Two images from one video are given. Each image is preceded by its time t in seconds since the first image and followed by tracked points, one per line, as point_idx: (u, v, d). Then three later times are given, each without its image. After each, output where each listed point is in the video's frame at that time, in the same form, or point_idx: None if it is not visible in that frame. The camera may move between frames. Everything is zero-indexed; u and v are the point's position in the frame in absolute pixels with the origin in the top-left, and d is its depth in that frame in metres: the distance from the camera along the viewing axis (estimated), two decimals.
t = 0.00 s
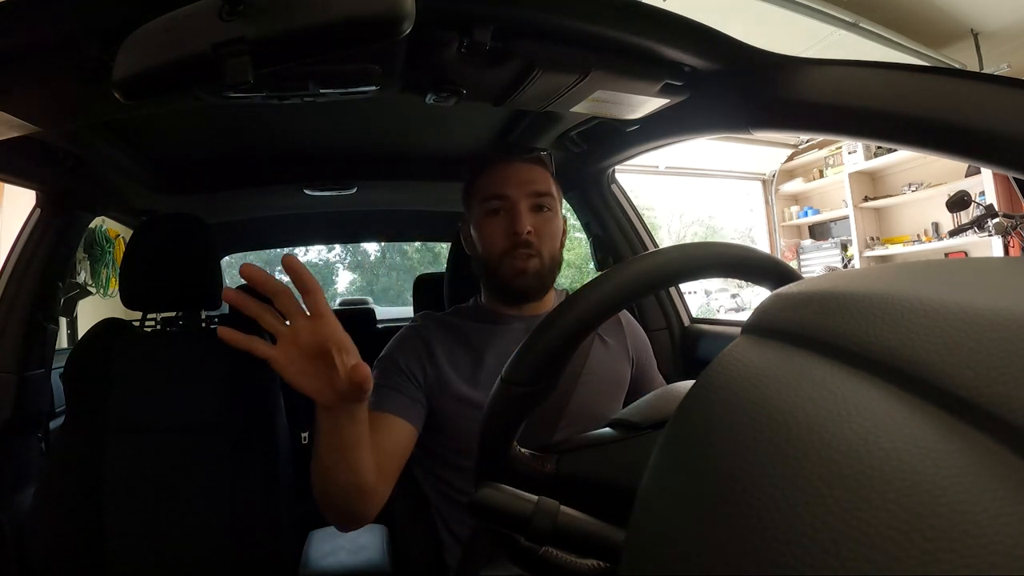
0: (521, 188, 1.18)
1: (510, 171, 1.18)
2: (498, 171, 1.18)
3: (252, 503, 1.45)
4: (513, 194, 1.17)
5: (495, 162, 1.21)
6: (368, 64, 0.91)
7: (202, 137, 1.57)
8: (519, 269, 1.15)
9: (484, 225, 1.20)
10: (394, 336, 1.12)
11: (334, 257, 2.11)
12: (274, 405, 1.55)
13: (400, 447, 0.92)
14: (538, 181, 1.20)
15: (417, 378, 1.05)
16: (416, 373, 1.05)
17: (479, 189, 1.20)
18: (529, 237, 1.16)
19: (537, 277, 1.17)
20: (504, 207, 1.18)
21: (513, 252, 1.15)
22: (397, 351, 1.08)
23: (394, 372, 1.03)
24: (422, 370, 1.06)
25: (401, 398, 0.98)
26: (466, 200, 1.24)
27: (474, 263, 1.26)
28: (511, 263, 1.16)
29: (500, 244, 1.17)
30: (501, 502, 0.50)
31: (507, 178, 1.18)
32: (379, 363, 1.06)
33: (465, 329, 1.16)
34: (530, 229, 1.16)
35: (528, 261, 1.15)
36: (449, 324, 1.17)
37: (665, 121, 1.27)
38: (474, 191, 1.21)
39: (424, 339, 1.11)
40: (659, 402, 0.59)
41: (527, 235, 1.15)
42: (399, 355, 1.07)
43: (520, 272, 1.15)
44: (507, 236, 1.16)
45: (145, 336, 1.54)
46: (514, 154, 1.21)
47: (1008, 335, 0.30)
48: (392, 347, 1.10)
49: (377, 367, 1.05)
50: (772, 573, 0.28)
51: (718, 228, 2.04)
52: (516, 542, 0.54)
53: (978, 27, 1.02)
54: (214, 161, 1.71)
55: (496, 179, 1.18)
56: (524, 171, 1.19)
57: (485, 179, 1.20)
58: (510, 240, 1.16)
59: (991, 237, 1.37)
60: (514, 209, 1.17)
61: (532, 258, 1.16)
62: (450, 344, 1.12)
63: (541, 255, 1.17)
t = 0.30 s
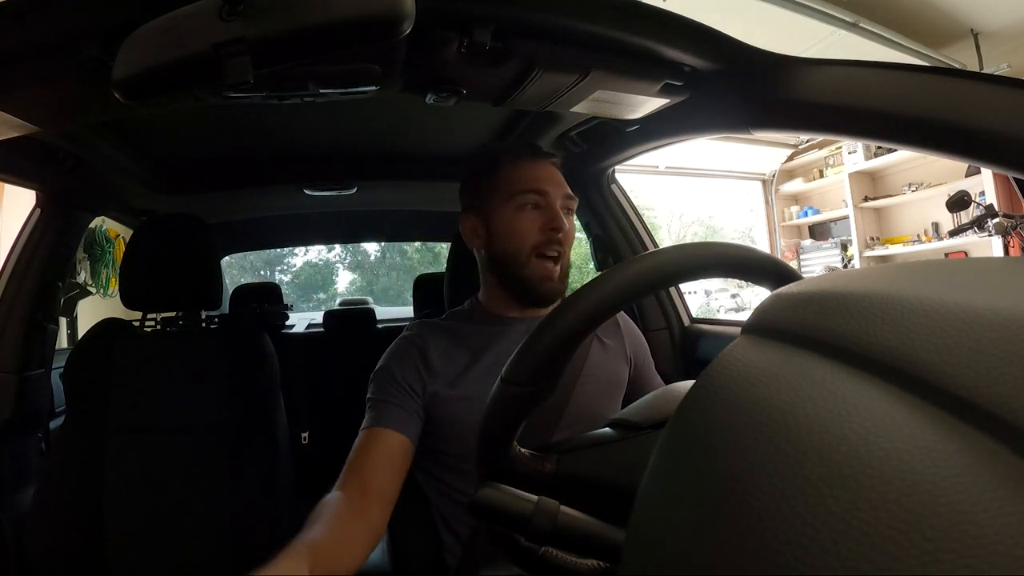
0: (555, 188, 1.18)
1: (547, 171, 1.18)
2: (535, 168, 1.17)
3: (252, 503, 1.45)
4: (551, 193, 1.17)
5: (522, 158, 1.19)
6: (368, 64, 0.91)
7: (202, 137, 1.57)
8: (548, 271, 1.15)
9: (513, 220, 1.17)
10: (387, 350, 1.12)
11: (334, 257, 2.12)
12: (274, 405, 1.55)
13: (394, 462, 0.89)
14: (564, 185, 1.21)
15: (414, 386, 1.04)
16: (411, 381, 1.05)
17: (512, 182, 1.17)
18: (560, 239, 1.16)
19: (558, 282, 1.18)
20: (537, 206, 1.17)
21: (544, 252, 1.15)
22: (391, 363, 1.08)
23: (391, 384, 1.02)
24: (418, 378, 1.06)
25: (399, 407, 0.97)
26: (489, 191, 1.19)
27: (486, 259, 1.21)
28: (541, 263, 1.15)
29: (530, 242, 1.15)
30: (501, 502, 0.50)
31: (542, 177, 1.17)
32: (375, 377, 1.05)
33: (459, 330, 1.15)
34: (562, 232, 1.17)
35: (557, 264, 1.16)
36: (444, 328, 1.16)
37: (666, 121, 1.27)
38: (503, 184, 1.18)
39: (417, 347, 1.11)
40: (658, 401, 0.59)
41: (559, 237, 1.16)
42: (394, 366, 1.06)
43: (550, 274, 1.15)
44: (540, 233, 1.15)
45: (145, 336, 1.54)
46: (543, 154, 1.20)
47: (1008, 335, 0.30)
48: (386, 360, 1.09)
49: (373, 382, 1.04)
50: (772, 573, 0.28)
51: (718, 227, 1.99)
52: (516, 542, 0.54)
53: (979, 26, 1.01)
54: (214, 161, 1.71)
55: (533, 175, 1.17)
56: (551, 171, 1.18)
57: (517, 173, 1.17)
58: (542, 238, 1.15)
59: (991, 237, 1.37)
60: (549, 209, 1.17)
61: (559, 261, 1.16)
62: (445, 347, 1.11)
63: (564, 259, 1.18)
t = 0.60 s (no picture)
0: (574, 192, 1.17)
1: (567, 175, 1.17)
2: (555, 172, 1.15)
3: (252, 502, 1.45)
4: (571, 198, 1.16)
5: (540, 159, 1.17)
6: (368, 64, 0.91)
7: (202, 137, 1.57)
8: (564, 275, 1.13)
9: (532, 221, 1.15)
10: (382, 357, 1.11)
11: (334, 257, 2.12)
12: (274, 405, 1.55)
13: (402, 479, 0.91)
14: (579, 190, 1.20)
15: (411, 391, 1.04)
16: (407, 386, 1.05)
17: (532, 183, 1.15)
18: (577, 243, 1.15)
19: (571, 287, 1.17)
20: (557, 209, 1.15)
21: (561, 256, 1.13)
22: (388, 370, 1.08)
23: (390, 393, 1.03)
24: (416, 384, 1.06)
25: (396, 416, 0.97)
26: (508, 189, 1.17)
27: (498, 259, 1.19)
28: (557, 267, 1.13)
29: (547, 245, 1.14)
30: (501, 503, 0.50)
31: (562, 180, 1.15)
32: (375, 385, 1.06)
33: (456, 331, 1.14)
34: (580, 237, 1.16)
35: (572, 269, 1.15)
36: (441, 329, 1.14)
37: (666, 121, 1.27)
38: (523, 184, 1.15)
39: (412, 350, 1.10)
40: (659, 401, 0.59)
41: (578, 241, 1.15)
42: (390, 373, 1.06)
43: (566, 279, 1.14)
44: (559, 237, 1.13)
45: (145, 336, 1.54)
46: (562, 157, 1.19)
47: (1008, 335, 0.30)
48: (383, 367, 1.09)
49: (372, 392, 1.04)
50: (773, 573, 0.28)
51: (718, 229, 2.02)
52: (517, 542, 0.54)
53: (979, 26, 1.01)
54: (214, 161, 1.71)
55: (555, 178, 1.15)
56: (566, 175, 1.17)
57: (538, 173, 1.15)
58: (560, 242, 1.13)
59: (991, 237, 1.37)
60: (568, 213, 1.15)
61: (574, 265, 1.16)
62: (441, 348, 1.10)
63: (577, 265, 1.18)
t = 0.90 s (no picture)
0: (553, 196, 1.16)
1: (548, 180, 1.16)
2: (536, 177, 1.15)
3: (252, 502, 1.45)
4: (551, 203, 1.15)
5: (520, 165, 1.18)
6: (368, 64, 0.91)
7: (202, 137, 1.57)
8: (548, 279, 1.13)
9: (511, 229, 1.16)
10: (384, 355, 1.12)
11: (334, 257, 2.12)
12: (274, 405, 1.55)
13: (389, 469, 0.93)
14: (564, 191, 1.19)
15: (410, 390, 1.05)
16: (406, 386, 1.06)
17: (512, 190, 1.16)
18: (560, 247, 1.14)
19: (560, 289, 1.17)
20: (537, 214, 1.15)
21: (543, 261, 1.13)
22: (388, 368, 1.08)
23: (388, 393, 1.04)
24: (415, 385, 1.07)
25: (392, 418, 0.98)
26: (489, 198, 1.19)
27: (486, 266, 1.21)
28: (540, 272, 1.13)
29: (528, 251, 1.14)
30: (501, 503, 0.50)
31: (541, 185, 1.15)
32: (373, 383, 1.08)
33: (456, 331, 1.15)
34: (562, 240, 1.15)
35: (557, 272, 1.14)
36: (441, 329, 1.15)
37: (665, 121, 1.27)
38: (502, 193, 1.17)
39: (413, 349, 1.11)
40: (659, 401, 0.59)
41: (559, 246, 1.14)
42: (389, 371, 1.07)
43: (550, 284, 1.13)
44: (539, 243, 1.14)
45: (145, 336, 1.54)
46: (544, 160, 1.18)
47: (1008, 335, 0.30)
48: (383, 365, 1.10)
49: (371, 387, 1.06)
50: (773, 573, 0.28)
51: (718, 228, 2.01)
52: (516, 542, 0.54)
53: (979, 26, 1.00)
54: (214, 161, 1.71)
55: (534, 184, 1.15)
56: (548, 177, 1.17)
57: (515, 181, 1.16)
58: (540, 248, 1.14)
59: (991, 237, 1.37)
60: (548, 217, 1.15)
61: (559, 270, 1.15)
62: (442, 349, 1.11)
63: (565, 266, 1.17)
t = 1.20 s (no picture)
0: (482, 214, 1.10)
1: (465, 201, 1.10)
2: (450, 206, 1.10)
3: (252, 502, 1.45)
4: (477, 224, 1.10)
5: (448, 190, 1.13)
6: (368, 64, 0.91)
7: (202, 137, 1.57)
8: (505, 295, 1.09)
9: (455, 256, 1.14)
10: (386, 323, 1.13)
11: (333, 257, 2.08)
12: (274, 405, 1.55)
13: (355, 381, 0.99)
14: (494, 202, 1.11)
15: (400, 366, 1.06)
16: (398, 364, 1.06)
17: (442, 221, 1.12)
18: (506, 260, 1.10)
19: (524, 294, 1.11)
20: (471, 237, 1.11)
21: (492, 278, 1.09)
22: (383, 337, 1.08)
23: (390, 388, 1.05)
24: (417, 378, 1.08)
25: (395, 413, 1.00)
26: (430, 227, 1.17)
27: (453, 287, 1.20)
28: (494, 290, 1.09)
29: (476, 273, 1.11)
30: (501, 502, 0.50)
31: (466, 208, 1.10)
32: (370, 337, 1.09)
33: (457, 328, 1.14)
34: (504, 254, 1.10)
35: (512, 283, 1.09)
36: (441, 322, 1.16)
37: (665, 121, 1.27)
38: (437, 224, 1.14)
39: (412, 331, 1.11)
40: (659, 401, 0.59)
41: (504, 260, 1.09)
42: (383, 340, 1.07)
43: (507, 299, 1.09)
44: (480, 267, 1.10)
45: (144, 336, 1.54)
46: (464, 177, 1.11)
47: (1008, 335, 0.30)
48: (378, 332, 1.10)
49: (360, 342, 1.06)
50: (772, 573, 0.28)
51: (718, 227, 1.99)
52: (517, 542, 0.54)
53: (979, 26, 0.99)
54: (214, 162, 1.71)
55: (451, 214, 1.11)
56: (475, 195, 1.10)
57: (442, 211, 1.12)
58: (485, 268, 1.10)
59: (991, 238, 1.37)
60: (482, 238, 1.10)
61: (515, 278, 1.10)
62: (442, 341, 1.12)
63: (521, 273, 1.11)
